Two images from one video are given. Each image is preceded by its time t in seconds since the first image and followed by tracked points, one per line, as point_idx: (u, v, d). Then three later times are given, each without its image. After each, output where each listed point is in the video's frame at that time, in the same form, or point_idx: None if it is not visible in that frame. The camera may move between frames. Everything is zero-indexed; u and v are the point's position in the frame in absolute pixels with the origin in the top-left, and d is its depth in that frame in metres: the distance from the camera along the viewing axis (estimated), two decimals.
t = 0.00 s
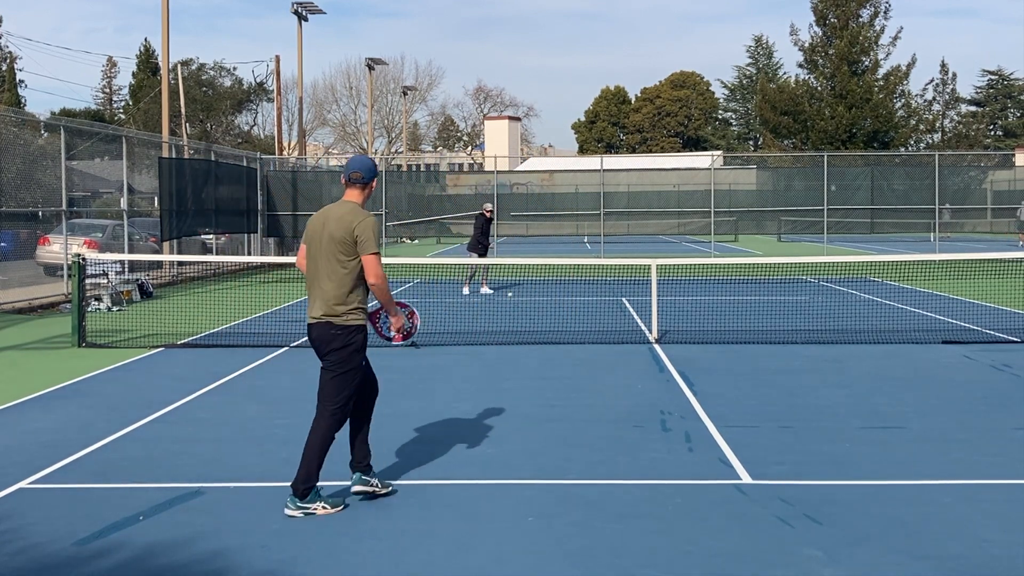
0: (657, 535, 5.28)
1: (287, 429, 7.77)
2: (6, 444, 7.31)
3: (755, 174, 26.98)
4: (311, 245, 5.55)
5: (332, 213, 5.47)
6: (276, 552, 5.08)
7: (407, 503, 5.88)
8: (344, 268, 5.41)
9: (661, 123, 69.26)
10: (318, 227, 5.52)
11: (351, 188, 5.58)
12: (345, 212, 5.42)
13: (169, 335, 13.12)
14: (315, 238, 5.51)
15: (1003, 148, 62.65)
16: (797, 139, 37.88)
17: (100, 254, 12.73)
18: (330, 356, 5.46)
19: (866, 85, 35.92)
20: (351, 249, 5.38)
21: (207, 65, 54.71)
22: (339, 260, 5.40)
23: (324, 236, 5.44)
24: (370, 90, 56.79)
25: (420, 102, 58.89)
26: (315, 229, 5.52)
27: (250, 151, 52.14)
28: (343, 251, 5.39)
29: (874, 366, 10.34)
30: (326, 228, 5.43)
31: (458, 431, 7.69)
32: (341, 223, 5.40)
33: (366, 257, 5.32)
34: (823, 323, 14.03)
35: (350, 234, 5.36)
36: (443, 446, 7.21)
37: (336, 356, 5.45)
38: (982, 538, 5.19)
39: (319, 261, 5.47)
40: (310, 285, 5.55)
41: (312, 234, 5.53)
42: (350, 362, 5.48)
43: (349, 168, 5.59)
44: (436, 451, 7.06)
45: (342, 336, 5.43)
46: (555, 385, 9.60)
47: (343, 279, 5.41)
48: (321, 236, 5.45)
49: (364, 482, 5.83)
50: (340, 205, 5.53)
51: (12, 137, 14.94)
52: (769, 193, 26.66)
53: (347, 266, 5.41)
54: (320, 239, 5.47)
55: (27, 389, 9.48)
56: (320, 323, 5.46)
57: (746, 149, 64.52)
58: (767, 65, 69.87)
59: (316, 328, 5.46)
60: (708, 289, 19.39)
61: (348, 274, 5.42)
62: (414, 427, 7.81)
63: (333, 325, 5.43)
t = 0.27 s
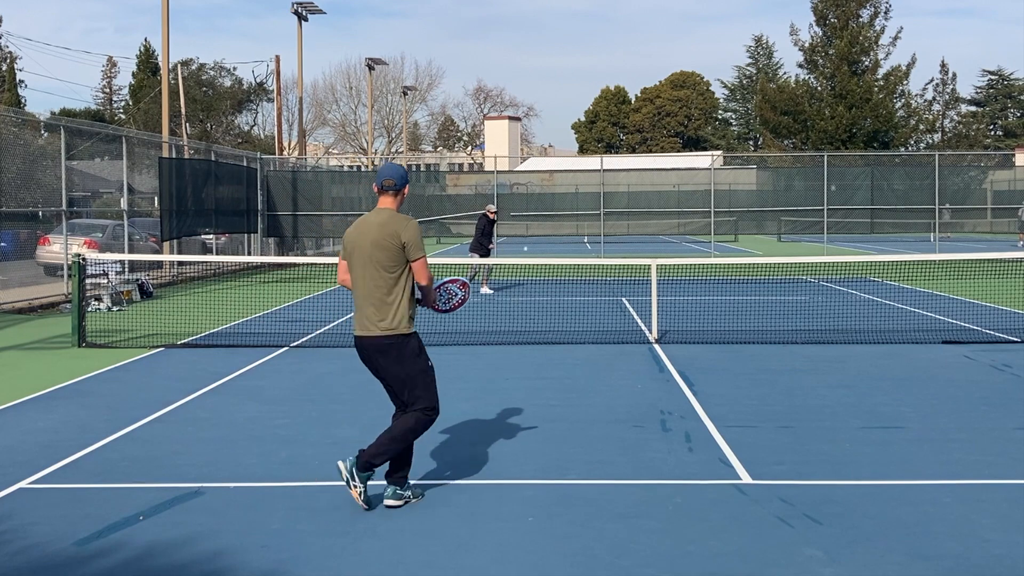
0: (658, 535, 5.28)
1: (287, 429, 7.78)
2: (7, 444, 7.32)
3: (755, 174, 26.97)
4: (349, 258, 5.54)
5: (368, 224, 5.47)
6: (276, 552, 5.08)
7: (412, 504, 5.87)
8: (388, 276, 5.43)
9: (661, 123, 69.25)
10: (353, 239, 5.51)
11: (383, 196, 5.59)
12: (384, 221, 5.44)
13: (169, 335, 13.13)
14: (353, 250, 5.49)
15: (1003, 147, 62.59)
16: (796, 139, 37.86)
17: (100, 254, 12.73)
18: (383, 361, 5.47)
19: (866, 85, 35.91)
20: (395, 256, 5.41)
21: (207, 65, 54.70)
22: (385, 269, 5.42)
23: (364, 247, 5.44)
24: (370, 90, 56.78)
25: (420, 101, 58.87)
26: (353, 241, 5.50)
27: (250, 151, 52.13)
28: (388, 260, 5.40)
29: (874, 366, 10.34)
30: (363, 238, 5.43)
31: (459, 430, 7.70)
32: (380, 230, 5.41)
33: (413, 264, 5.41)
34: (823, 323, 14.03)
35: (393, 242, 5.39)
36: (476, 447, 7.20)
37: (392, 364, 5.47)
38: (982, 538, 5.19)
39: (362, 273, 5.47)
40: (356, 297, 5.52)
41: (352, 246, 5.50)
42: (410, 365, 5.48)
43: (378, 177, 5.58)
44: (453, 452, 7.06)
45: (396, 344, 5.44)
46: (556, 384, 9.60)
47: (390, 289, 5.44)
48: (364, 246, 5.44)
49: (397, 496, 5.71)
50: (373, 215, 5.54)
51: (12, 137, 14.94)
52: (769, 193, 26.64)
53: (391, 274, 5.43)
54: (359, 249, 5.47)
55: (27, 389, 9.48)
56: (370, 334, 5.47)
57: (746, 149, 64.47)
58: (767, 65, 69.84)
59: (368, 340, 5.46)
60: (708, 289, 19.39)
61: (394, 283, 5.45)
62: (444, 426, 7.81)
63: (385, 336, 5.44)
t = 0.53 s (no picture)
0: (659, 536, 5.28)
1: (288, 429, 7.78)
2: (7, 444, 7.32)
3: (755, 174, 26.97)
4: (390, 228, 5.55)
5: (411, 195, 5.59)
6: (277, 552, 5.08)
7: (410, 502, 5.88)
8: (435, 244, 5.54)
9: (661, 123, 69.26)
10: (395, 211, 5.57)
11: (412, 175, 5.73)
12: (429, 192, 5.60)
13: (169, 335, 13.13)
14: (398, 219, 5.55)
15: (1003, 148, 62.60)
16: (797, 139, 37.87)
17: (100, 254, 12.73)
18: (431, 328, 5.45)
19: (866, 85, 35.92)
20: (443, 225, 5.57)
21: (207, 65, 54.70)
22: (433, 237, 5.53)
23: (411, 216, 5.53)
24: (370, 90, 56.77)
25: (420, 102, 58.86)
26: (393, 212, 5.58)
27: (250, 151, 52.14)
28: (437, 227, 5.55)
29: (874, 367, 10.34)
30: (413, 207, 5.54)
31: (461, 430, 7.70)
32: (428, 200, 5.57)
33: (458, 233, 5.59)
34: (823, 323, 14.03)
35: (443, 211, 5.57)
36: (500, 444, 7.20)
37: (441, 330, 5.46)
38: (981, 538, 5.19)
39: (408, 240, 5.51)
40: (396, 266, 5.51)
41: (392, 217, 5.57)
42: (453, 334, 5.50)
43: (408, 154, 5.71)
44: (455, 451, 7.06)
45: (445, 309, 5.47)
46: (555, 384, 9.60)
47: (436, 256, 5.53)
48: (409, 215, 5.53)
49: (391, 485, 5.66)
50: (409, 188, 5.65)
51: (12, 137, 14.94)
52: (769, 193, 26.64)
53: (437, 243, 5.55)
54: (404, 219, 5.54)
55: (28, 388, 9.49)
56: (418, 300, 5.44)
57: (746, 149, 64.50)
58: (767, 65, 69.86)
59: (419, 302, 5.42)
60: (708, 289, 19.40)
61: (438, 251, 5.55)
62: (458, 425, 7.82)
63: (440, 300, 5.47)
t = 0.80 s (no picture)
0: (657, 535, 5.28)
1: (288, 429, 7.79)
2: (7, 444, 7.32)
3: (755, 174, 26.98)
4: (440, 252, 5.47)
5: (457, 220, 5.55)
6: (276, 552, 5.08)
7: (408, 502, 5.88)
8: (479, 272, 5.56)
9: (661, 123, 69.26)
10: (443, 235, 5.49)
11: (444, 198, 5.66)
12: (473, 219, 5.59)
13: (168, 335, 13.13)
14: (446, 245, 5.48)
15: (1003, 148, 62.59)
16: (796, 139, 37.87)
17: (100, 254, 12.73)
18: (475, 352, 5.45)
19: (866, 85, 35.92)
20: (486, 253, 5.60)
21: (207, 65, 54.71)
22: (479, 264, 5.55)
23: (460, 242, 5.50)
24: (370, 90, 56.77)
25: (420, 102, 58.85)
26: (442, 236, 5.49)
27: (250, 151, 52.14)
28: (482, 255, 5.56)
29: (874, 367, 10.35)
30: (464, 233, 5.51)
31: (461, 430, 7.69)
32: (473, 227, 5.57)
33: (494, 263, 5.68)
34: (823, 323, 14.04)
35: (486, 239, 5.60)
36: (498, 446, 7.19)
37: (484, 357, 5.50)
38: (981, 538, 5.20)
39: (460, 267, 5.48)
40: (445, 291, 5.46)
41: (441, 240, 5.49)
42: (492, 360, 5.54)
43: (444, 177, 5.63)
44: (454, 451, 7.07)
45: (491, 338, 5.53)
46: (555, 385, 9.60)
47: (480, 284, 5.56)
48: (458, 242, 5.49)
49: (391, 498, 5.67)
50: (449, 214, 5.59)
51: (12, 137, 14.95)
52: (769, 193, 26.65)
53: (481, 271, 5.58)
54: (454, 244, 5.49)
55: (28, 388, 9.49)
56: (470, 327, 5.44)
57: (746, 149, 64.48)
58: (767, 65, 69.86)
59: (475, 331, 5.43)
60: (708, 289, 19.41)
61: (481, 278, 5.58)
62: (460, 427, 7.81)
63: (487, 327, 5.50)
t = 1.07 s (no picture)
0: (657, 535, 5.28)
1: (288, 429, 7.79)
2: (7, 444, 7.32)
3: (755, 174, 26.99)
4: (474, 245, 5.42)
5: (488, 213, 5.50)
6: (276, 552, 5.08)
7: (407, 503, 5.87)
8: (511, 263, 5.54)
9: (661, 123, 69.25)
10: (476, 228, 5.43)
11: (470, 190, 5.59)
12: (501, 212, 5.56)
13: (169, 335, 13.13)
14: (480, 237, 5.43)
15: (1003, 148, 62.58)
16: (796, 139, 37.87)
17: (100, 254, 12.73)
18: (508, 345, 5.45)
19: (866, 85, 35.92)
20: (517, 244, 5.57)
21: (207, 65, 54.71)
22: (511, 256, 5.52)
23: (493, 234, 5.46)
24: (370, 90, 56.76)
25: (420, 102, 58.85)
26: (477, 230, 5.43)
27: (250, 151, 52.15)
28: (513, 248, 5.54)
29: (875, 366, 10.35)
30: (495, 226, 5.46)
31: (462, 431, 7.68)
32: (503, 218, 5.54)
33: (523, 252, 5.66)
34: (823, 323, 14.04)
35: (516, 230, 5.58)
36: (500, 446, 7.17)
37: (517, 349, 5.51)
38: (981, 538, 5.20)
39: (495, 260, 5.44)
40: (484, 285, 5.41)
41: (477, 234, 5.43)
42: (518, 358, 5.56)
43: (471, 169, 5.57)
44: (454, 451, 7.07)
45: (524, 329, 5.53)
46: (555, 385, 9.60)
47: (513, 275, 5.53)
48: (492, 235, 5.45)
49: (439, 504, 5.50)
50: (479, 206, 5.53)
51: (12, 137, 14.95)
52: (769, 193, 26.65)
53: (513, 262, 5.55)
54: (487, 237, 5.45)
55: (28, 389, 9.49)
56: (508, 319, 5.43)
57: (746, 149, 64.44)
58: (767, 65, 69.86)
59: (513, 323, 5.41)
60: (708, 289, 19.41)
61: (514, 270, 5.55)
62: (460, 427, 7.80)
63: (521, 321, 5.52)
